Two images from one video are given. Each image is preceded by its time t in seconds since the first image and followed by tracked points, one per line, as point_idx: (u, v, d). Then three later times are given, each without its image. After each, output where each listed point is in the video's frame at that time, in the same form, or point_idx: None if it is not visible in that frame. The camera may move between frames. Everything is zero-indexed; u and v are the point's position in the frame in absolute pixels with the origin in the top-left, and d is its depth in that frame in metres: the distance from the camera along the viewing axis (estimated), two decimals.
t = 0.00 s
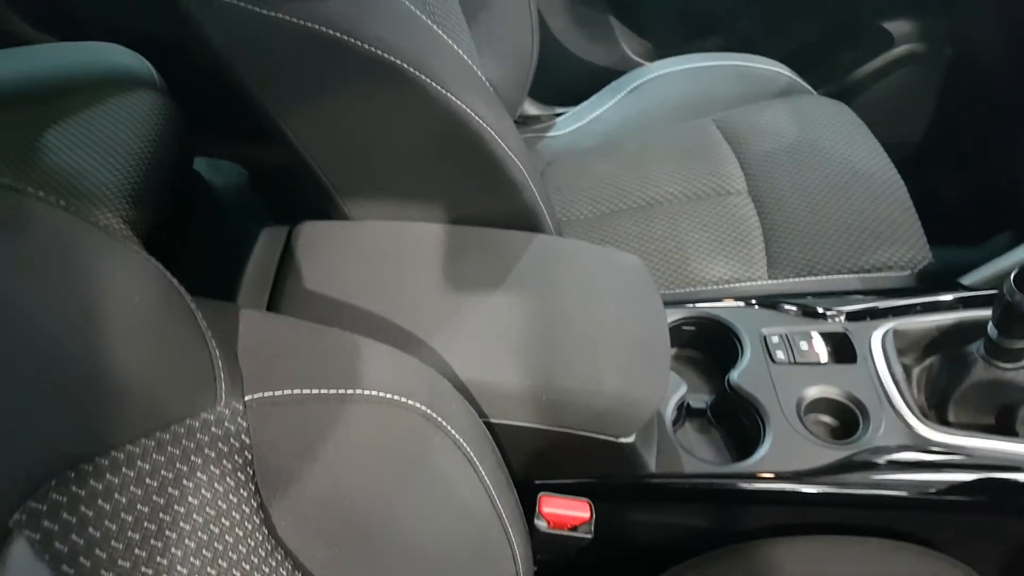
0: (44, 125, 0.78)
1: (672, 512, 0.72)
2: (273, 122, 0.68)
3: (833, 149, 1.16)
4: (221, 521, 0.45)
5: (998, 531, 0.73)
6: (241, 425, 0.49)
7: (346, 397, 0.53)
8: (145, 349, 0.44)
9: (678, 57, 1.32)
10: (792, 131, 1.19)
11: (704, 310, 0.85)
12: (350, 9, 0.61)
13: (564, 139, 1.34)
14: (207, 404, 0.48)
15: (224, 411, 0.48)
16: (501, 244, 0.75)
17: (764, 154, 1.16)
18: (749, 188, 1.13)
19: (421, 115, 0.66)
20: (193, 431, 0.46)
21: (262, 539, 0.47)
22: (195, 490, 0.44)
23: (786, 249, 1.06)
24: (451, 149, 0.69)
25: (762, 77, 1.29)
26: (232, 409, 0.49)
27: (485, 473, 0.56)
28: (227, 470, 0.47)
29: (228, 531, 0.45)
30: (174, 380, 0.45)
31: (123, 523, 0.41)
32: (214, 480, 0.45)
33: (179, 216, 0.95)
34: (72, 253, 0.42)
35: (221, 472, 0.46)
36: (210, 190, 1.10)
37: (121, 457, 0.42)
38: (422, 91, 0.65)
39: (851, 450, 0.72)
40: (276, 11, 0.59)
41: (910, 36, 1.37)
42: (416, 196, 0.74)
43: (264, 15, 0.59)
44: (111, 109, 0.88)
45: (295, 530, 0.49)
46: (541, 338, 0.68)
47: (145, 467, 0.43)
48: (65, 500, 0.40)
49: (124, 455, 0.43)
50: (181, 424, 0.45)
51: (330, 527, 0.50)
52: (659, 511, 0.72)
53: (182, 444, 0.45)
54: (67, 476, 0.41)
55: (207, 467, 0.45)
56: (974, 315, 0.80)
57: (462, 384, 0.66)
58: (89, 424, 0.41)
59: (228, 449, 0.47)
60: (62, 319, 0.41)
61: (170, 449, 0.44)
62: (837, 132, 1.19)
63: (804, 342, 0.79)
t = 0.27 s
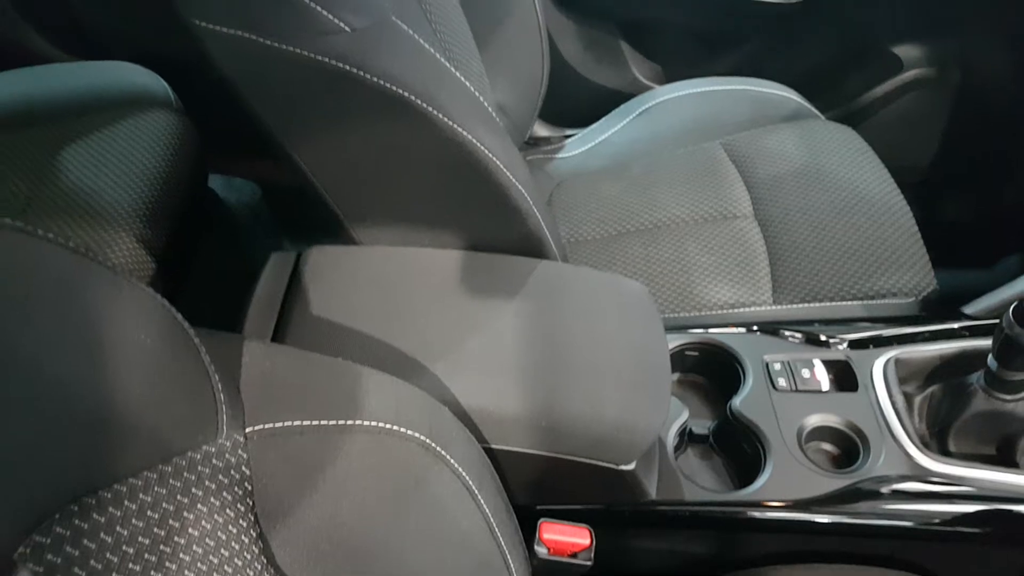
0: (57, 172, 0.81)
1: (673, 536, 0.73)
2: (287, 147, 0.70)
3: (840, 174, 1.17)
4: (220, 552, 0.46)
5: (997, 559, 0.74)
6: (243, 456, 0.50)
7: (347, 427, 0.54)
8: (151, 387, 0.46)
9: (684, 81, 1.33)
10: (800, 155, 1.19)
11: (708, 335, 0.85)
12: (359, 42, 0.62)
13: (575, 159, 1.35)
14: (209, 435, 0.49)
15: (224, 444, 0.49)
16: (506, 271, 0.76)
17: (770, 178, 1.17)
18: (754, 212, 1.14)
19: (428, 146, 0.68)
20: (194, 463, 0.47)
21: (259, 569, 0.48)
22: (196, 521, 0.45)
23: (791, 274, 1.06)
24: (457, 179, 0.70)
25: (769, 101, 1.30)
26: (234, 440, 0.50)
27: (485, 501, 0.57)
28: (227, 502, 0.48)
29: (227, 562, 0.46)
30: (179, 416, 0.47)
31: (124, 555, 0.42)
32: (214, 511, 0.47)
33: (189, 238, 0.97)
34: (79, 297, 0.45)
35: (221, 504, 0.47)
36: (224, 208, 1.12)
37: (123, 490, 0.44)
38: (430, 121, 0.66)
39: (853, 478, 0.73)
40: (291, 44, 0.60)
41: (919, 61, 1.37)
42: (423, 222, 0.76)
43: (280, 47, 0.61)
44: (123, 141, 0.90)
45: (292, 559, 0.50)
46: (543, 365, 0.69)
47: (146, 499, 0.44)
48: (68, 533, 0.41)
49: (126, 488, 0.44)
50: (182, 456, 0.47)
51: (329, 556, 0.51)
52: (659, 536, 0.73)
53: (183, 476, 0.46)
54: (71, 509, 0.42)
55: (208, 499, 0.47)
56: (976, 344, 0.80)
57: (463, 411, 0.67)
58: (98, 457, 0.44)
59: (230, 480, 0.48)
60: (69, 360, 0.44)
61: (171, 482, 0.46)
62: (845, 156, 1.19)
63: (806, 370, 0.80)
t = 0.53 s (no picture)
0: (62, 198, 0.82)
1: (664, 560, 0.74)
2: (286, 177, 0.72)
3: (834, 198, 1.18)
4: None
5: None
6: (231, 487, 0.53)
7: (334, 457, 0.56)
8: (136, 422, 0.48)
9: (678, 108, 1.36)
10: (794, 180, 1.21)
11: (699, 360, 0.86)
12: (356, 77, 0.63)
13: (573, 182, 1.37)
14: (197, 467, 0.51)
15: (213, 475, 0.52)
16: (499, 297, 0.77)
17: (764, 202, 1.19)
18: (749, 236, 1.16)
19: (422, 177, 0.69)
20: (181, 495, 0.49)
21: None
22: (185, 551, 0.47)
23: (785, 297, 1.08)
24: (450, 209, 0.72)
25: (762, 127, 1.33)
26: (222, 471, 0.53)
27: (473, 528, 0.58)
28: (213, 532, 0.50)
29: None
30: (162, 449, 0.49)
31: None
32: (201, 542, 0.49)
33: (189, 263, 0.99)
34: (77, 336, 0.47)
35: (208, 534, 0.49)
36: (227, 230, 1.14)
37: (113, 522, 0.45)
38: (424, 154, 0.67)
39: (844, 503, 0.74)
40: (288, 80, 0.62)
41: (914, 85, 1.39)
42: (417, 249, 0.77)
43: (277, 82, 0.62)
44: (127, 168, 0.92)
45: None
46: (534, 391, 0.70)
47: (136, 530, 0.46)
48: (58, 565, 0.42)
49: (115, 519, 0.45)
50: (171, 488, 0.49)
51: None
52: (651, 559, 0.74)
53: (172, 507, 0.48)
54: (62, 540, 0.43)
55: (195, 529, 0.49)
56: (965, 368, 0.81)
57: (455, 436, 0.68)
58: (85, 493, 0.44)
59: (217, 511, 0.51)
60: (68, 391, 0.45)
61: (160, 513, 0.47)
62: (838, 181, 1.21)
63: (795, 394, 0.81)
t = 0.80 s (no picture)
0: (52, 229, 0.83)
1: None
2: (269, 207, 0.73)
3: (814, 221, 1.20)
4: None
5: None
6: (200, 513, 0.53)
7: (306, 484, 0.57)
8: (102, 452, 0.50)
9: (664, 133, 1.40)
10: (776, 203, 1.23)
11: (680, 381, 0.87)
12: (337, 107, 0.64)
13: (561, 207, 1.37)
14: (165, 494, 0.52)
15: (182, 502, 0.52)
16: (482, 323, 0.79)
17: (747, 225, 1.21)
18: (732, 258, 1.18)
19: (401, 204, 0.71)
20: (149, 521, 0.50)
21: None
22: None
23: (767, 318, 1.09)
24: (431, 235, 0.73)
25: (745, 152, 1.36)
26: (191, 498, 0.53)
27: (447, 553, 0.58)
28: (182, 559, 0.50)
29: None
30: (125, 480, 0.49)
31: None
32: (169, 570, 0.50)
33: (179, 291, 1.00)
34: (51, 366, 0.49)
35: (176, 561, 0.50)
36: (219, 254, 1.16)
37: (79, 551, 0.46)
38: (404, 181, 0.69)
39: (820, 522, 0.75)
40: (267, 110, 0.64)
41: (896, 108, 1.41)
42: (399, 275, 0.78)
43: (255, 112, 0.64)
44: (115, 196, 0.93)
45: None
46: (515, 413, 0.71)
47: (102, 558, 0.47)
48: None
49: (82, 548, 0.46)
50: (139, 516, 0.50)
51: None
52: None
53: (140, 534, 0.49)
54: (26, 569, 0.44)
55: (163, 557, 0.50)
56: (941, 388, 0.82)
57: (432, 461, 0.69)
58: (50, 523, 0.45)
59: (186, 537, 0.51)
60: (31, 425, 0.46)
61: (127, 541, 0.48)
62: (820, 204, 1.23)
63: (773, 415, 0.82)
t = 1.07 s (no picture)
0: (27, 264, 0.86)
1: None
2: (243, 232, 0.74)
3: (791, 238, 1.21)
4: None
5: None
6: (163, 539, 0.53)
7: (273, 508, 0.56)
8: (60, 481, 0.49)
9: (645, 152, 1.41)
10: (753, 220, 1.25)
11: (657, 399, 0.88)
12: (308, 131, 0.66)
13: (545, 226, 1.38)
14: (127, 521, 0.51)
15: (145, 529, 0.52)
16: (459, 344, 0.78)
17: (724, 243, 1.22)
18: (711, 276, 1.19)
19: (376, 226, 0.71)
20: (112, 548, 0.50)
21: None
22: None
23: (746, 335, 1.10)
24: (405, 256, 0.74)
25: (724, 171, 1.36)
26: (154, 524, 0.53)
27: None
28: None
29: None
30: (87, 507, 0.49)
31: None
32: None
33: (159, 315, 1.00)
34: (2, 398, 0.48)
35: None
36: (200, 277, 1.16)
37: None
38: (378, 205, 0.70)
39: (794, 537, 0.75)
40: (239, 134, 0.65)
41: (873, 125, 1.42)
42: (375, 297, 0.79)
43: (226, 136, 0.65)
44: (93, 222, 0.94)
45: None
46: (490, 434, 0.71)
47: None
48: None
49: None
50: (100, 543, 0.49)
51: None
52: None
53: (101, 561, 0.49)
54: None
55: None
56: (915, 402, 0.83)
57: (406, 483, 0.68)
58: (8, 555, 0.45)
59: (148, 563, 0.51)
60: None
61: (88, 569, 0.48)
62: (797, 221, 1.24)
63: (748, 431, 0.83)
